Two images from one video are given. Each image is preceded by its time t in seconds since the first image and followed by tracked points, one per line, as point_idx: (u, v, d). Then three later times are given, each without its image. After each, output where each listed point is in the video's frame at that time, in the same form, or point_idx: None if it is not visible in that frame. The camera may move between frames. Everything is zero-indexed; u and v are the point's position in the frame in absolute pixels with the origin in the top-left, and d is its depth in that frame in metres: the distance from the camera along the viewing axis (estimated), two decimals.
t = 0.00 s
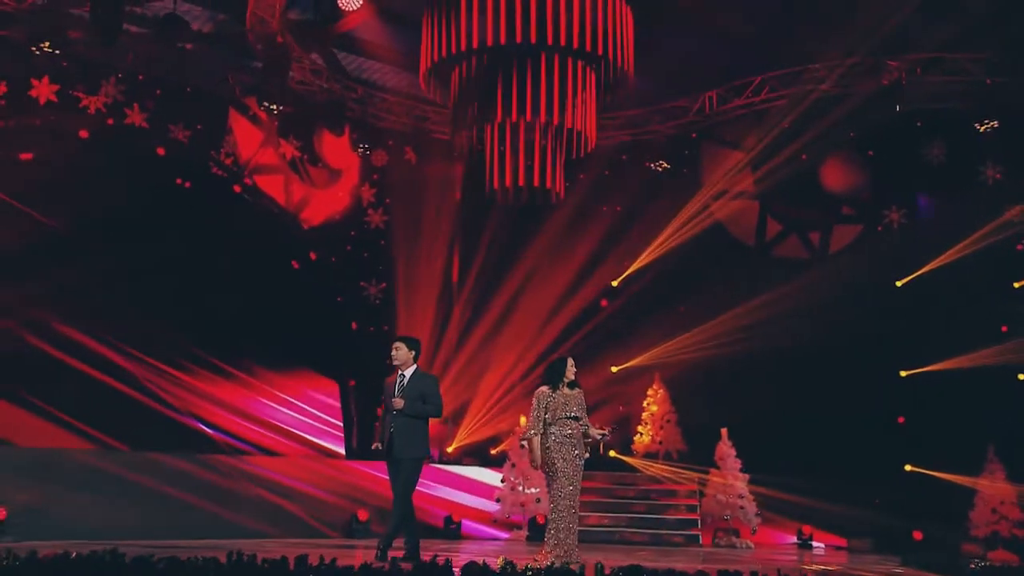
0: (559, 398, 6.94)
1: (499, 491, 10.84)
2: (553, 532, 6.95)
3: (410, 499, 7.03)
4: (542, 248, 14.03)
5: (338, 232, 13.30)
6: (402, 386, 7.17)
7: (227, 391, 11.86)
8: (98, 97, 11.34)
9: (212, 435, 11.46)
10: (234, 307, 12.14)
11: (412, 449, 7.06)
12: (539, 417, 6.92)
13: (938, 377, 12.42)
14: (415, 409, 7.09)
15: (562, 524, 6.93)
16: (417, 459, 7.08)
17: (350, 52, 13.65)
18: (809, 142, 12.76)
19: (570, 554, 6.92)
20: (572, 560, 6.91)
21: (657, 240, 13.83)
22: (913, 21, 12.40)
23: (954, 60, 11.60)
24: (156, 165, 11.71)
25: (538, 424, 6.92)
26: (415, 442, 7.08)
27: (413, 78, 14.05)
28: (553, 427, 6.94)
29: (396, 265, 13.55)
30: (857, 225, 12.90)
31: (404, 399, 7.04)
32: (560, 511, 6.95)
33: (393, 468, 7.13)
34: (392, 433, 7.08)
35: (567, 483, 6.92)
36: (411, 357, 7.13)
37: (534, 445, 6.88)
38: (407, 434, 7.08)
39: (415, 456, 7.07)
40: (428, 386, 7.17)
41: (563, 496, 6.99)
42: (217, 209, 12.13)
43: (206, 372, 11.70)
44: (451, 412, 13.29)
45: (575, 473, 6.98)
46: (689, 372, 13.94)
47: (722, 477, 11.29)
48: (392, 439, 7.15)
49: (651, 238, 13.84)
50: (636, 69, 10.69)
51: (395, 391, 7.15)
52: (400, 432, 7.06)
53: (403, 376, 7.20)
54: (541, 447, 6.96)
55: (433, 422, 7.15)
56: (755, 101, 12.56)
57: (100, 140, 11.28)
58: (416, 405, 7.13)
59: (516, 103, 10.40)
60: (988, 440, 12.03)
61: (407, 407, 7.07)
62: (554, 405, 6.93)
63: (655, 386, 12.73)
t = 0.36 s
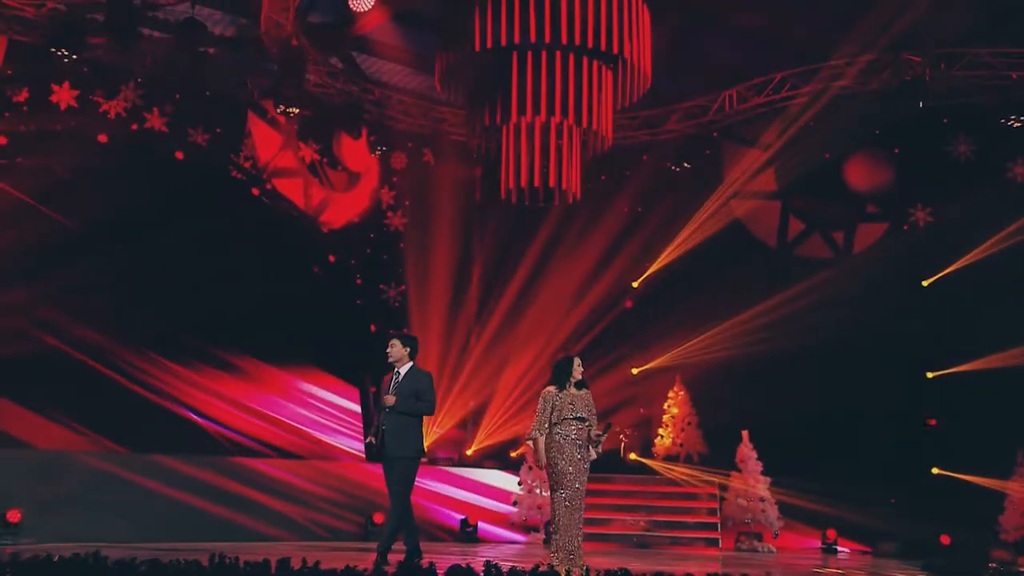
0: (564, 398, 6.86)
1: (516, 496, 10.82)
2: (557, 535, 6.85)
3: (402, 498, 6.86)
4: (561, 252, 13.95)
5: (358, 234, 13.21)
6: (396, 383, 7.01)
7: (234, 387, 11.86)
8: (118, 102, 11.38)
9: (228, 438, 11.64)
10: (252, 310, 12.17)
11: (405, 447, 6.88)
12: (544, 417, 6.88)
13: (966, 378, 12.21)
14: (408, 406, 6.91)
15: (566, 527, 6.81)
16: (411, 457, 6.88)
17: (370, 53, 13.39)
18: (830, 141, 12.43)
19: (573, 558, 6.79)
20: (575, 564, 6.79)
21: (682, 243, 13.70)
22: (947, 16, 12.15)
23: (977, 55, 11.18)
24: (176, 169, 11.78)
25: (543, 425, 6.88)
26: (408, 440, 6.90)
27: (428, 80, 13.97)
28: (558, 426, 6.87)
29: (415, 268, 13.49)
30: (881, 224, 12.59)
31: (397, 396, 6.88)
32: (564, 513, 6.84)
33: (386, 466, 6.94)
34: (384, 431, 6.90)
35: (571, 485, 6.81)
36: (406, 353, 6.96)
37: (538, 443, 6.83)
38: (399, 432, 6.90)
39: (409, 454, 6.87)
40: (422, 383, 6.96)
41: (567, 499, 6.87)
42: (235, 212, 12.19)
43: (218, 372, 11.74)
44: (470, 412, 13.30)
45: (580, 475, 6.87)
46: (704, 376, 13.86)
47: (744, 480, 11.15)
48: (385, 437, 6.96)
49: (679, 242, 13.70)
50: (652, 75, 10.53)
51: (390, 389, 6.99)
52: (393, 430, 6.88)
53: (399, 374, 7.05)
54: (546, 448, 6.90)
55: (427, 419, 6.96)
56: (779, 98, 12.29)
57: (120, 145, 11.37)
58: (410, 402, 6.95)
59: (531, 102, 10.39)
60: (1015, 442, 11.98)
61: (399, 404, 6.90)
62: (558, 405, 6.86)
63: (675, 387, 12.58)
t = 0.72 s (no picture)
0: (571, 400, 6.87)
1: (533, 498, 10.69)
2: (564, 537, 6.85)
3: (397, 498, 7.09)
4: (581, 253, 13.84)
5: (377, 236, 13.20)
6: (391, 383, 7.31)
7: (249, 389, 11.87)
8: (138, 107, 11.51)
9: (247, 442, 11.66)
10: (269, 312, 12.23)
11: (397, 447, 7.12)
12: (550, 419, 6.85)
13: (995, 379, 11.95)
14: (401, 406, 7.17)
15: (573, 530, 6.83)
16: (402, 457, 7.12)
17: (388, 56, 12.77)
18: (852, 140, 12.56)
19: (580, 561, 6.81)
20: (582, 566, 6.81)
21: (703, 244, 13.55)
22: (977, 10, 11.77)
23: (1002, 49, 10.88)
24: (194, 173, 11.83)
25: (548, 426, 6.85)
26: (399, 439, 7.13)
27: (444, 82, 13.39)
28: (565, 427, 6.87)
29: (433, 269, 13.48)
30: (908, 222, 12.43)
31: (390, 395, 7.14)
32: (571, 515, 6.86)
33: (379, 466, 7.16)
34: (377, 432, 7.12)
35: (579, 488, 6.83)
36: (401, 353, 7.22)
37: (545, 444, 6.82)
38: (391, 432, 7.12)
39: (401, 454, 7.11)
40: (415, 382, 7.26)
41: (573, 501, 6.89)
42: (253, 215, 12.24)
43: (232, 375, 11.78)
44: (489, 414, 13.15)
45: (587, 477, 6.89)
46: (725, 379, 13.68)
47: (766, 483, 10.96)
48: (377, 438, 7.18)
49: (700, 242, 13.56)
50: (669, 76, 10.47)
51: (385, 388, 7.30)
52: (385, 430, 7.11)
53: (394, 373, 7.33)
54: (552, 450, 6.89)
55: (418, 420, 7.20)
56: (802, 95, 11.74)
57: (140, 149, 11.46)
58: (402, 402, 7.21)
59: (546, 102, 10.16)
60: None
61: (392, 403, 7.13)
62: (565, 407, 6.86)
63: (696, 390, 12.44)
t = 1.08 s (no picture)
0: (576, 401, 7.07)
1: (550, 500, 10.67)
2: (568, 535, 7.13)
3: (394, 498, 7.24)
4: (602, 255, 13.79)
5: (397, 239, 13.16)
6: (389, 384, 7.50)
7: (267, 391, 11.82)
8: (159, 111, 11.57)
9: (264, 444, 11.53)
10: (290, 315, 12.23)
11: (392, 447, 7.26)
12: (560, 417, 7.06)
13: None
14: (398, 406, 7.34)
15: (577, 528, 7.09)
16: (398, 458, 7.26)
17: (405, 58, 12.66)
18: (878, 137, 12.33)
19: (585, 558, 7.10)
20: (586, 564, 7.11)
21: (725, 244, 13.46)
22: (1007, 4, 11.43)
23: None
24: (214, 176, 11.86)
25: (556, 425, 7.07)
26: (394, 440, 7.28)
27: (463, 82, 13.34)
28: (570, 429, 7.10)
29: (452, 272, 13.42)
30: (935, 220, 12.20)
31: (386, 397, 7.32)
32: (575, 515, 7.12)
33: (375, 467, 7.33)
34: (372, 432, 7.30)
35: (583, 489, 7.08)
36: (398, 353, 7.48)
37: (551, 445, 7.06)
38: (387, 432, 7.28)
39: (397, 455, 7.26)
40: (411, 383, 7.41)
41: (577, 500, 7.15)
42: (274, 219, 12.26)
43: (251, 377, 11.73)
44: (509, 416, 13.11)
45: (591, 478, 7.15)
46: (746, 381, 13.58)
47: (788, 486, 10.79)
48: (373, 438, 7.35)
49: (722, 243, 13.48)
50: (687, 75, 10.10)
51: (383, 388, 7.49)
52: (381, 431, 7.27)
53: (391, 374, 7.52)
54: (558, 449, 7.12)
55: (413, 421, 7.35)
56: (817, 93, 11.44)
57: (160, 154, 11.50)
58: (399, 403, 7.38)
59: (563, 104, 9.98)
60: None
61: (388, 405, 7.30)
62: (570, 410, 7.05)
63: (719, 392, 12.28)
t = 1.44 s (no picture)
0: (582, 401, 6.60)
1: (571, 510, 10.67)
2: (569, 542, 6.69)
3: (396, 509, 6.63)
4: (624, 255, 13.68)
5: (419, 242, 13.17)
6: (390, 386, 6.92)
7: (287, 391, 11.93)
8: (180, 116, 11.46)
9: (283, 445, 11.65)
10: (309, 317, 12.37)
11: (393, 454, 6.69)
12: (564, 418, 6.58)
13: None
14: (399, 411, 6.76)
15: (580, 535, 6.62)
16: (399, 464, 6.69)
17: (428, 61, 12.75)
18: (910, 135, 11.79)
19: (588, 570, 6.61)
20: None
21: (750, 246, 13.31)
22: None
23: None
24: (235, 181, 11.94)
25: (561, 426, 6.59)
26: (395, 445, 6.69)
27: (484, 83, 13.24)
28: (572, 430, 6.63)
29: (473, 275, 13.41)
30: (962, 219, 11.82)
31: (387, 399, 6.75)
32: (577, 520, 6.66)
33: (374, 476, 6.77)
34: (372, 434, 6.74)
35: (586, 494, 6.63)
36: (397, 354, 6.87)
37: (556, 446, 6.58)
38: (388, 439, 6.70)
39: (399, 461, 6.68)
40: (414, 386, 6.83)
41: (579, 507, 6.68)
42: (296, 222, 12.34)
43: (271, 379, 11.86)
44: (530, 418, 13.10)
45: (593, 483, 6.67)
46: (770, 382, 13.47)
47: (812, 490, 10.56)
48: (373, 443, 6.78)
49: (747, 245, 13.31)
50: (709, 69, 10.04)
51: (382, 390, 6.90)
52: (382, 434, 6.71)
53: (391, 376, 6.93)
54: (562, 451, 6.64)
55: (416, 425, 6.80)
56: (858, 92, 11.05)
57: (181, 158, 11.58)
58: (401, 407, 6.80)
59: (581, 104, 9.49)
60: None
61: (389, 408, 6.76)
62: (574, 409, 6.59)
63: (743, 394, 12.19)
